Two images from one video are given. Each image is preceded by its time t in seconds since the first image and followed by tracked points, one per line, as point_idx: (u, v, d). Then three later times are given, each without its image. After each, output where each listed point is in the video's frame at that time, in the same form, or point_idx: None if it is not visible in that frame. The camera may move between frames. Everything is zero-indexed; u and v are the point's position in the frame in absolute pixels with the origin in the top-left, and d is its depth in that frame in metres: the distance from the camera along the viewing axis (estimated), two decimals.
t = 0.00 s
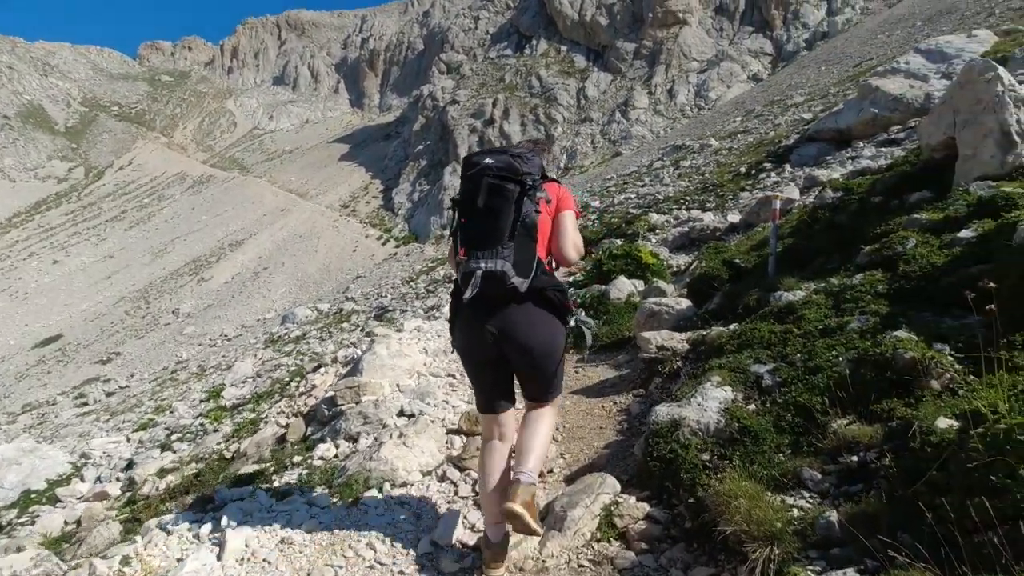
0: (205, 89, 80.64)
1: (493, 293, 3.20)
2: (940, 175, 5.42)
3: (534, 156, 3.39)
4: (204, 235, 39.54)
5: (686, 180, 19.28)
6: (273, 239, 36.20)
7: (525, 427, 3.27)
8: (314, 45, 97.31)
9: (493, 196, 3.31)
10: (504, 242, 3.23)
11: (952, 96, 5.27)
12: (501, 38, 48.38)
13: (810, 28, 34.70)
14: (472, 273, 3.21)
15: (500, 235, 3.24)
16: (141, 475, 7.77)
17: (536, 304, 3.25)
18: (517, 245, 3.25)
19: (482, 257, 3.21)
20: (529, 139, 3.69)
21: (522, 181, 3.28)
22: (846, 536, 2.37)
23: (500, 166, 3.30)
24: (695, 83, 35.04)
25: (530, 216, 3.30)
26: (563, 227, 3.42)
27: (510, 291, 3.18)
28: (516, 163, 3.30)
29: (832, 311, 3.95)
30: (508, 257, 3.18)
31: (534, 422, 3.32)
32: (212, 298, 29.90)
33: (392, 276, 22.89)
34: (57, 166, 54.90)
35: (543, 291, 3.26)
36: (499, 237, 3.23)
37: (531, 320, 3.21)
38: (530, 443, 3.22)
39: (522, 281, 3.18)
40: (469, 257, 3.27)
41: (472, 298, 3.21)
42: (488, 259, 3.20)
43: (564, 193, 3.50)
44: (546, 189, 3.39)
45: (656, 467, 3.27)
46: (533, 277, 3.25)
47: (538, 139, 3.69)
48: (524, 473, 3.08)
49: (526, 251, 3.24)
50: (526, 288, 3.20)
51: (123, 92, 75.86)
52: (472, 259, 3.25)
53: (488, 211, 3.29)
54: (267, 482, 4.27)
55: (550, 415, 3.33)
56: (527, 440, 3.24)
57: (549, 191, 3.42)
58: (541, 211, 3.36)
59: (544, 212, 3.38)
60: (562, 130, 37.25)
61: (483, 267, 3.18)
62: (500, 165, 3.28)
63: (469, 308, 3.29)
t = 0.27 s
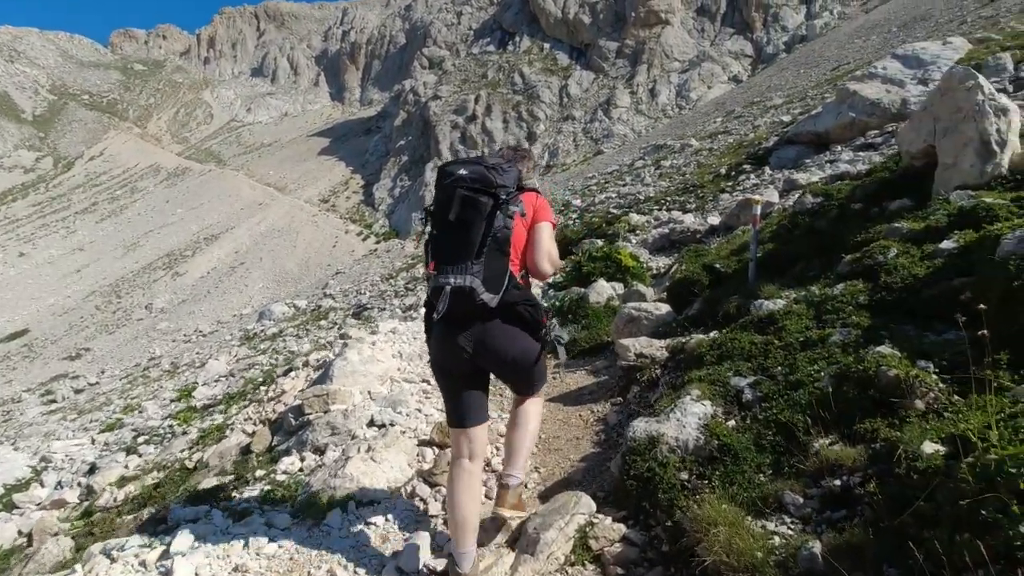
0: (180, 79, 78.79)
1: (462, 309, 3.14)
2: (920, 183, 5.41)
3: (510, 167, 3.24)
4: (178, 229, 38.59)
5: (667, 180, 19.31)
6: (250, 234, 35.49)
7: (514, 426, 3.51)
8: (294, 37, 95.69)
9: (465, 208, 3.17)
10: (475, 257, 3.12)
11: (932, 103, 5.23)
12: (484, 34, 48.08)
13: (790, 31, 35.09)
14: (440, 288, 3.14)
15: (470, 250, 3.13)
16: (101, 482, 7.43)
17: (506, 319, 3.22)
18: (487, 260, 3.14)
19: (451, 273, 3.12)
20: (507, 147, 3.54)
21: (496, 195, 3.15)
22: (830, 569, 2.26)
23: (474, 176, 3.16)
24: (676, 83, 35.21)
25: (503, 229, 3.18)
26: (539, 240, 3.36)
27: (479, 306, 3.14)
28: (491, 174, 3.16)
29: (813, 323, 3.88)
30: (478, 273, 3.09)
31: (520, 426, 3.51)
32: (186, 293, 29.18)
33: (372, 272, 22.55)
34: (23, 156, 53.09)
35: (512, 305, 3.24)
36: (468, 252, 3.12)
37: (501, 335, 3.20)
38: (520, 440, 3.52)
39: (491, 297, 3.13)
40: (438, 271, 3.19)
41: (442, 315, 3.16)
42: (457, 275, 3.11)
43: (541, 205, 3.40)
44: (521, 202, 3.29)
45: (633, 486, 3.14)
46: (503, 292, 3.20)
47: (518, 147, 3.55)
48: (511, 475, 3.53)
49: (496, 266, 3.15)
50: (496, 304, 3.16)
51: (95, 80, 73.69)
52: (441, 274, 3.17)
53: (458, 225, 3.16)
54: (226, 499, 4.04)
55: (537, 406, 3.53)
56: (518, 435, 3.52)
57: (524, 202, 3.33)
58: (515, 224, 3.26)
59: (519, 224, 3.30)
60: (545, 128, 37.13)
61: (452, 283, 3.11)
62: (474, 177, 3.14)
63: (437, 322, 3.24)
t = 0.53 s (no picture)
0: (164, 71, 77.52)
1: (449, 325, 3.01)
2: (911, 189, 5.34)
3: (502, 182, 3.17)
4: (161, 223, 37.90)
5: (656, 180, 19.26)
6: (235, 229, 34.96)
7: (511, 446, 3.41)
8: (281, 31, 94.56)
9: (455, 223, 3.07)
10: (463, 273, 3.00)
11: (927, 109, 5.16)
12: (473, 30, 47.78)
13: (778, 32, 35.23)
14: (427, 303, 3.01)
15: (458, 265, 3.00)
16: (72, 488, 7.16)
17: (494, 337, 3.09)
18: (475, 276, 3.01)
19: (438, 288, 3.00)
20: (497, 158, 3.41)
21: (487, 210, 3.03)
22: None
23: (465, 193, 3.09)
24: (665, 82, 35.22)
25: (493, 245, 3.04)
26: (529, 256, 3.18)
27: (466, 323, 3.00)
28: (483, 190, 3.07)
29: (807, 334, 3.78)
30: (465, 289, 2.97)
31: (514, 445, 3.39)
32: (169, 289, 28.65)
33: (359, 269, 22.29)
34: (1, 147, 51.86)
35: (500, 323, 3.10)
36: (456, 267, 3.00)
37: (489, 353, 3.06)
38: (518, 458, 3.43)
39: (478, 314, 2.99)
40: (425, 286, 3.07)
41: (428, 331, 3.02)
42: (444, 291, 2.98)
43: (534, 220, 3.23)
44: (512, 217, 3.12)
45: (621, 506, 2.99)
46: (491, 309, 3.07)
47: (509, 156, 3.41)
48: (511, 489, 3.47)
49: (484, 283, 3.02)
50: (483, 321, 3.03)
51: (76, 71, 72.25)
52: (428, 289, 3.05)
53: (447, 240, 3.05)
54: (195, 517, 3.84)
55: (530, 422, 3.40)
56: (516, 453, 3.43)
57: (516, 217, 3.16)
58: (505, 240, 3.10)
59: (509, 240, 3.12)
60: (534, 126, 36.96)
61: (439, 299, 2.98)
62: (465, 193, 3.06)
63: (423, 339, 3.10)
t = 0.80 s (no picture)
0: (158, 67, 76.92)
1: (448, 334, 2.94)
2: (913, 190, 5.23)
3: (505, 191, 3.05)
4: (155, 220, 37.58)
5: (652, 179, 19.18)
6: (229, 227, 34.71)
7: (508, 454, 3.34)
8: (276, 27, 93.93)
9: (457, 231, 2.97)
10: (463, 281, 2.92)
11: (929, 108, 5.08)
12: (469, 28, 47.60)
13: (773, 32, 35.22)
14: (426, 310, 2.94)
15: (459, 273, 2.92)
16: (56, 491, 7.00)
17: (492, 346, 3.03)
18: (476, 286, 2.94)
19: (438, 295, 2.92)
20: (499, 166, 3.33)
21: (490, 219, 2.93)
22: None
23: (468, 200, 2.96)
24: (661, 81, 35.16)
25: (494, 255, 2.96)
26: (531, 267, 3.12)
27: (465, 332, 2.94)
28: (486, 199, 2.97)
29: (809, 339, 3.67)
30: (465, 298, 2.90)
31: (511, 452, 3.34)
32: (162, 286, 28.40)
33: (354, 268, 22.11)
34: None
35: (498, 332, 3.04)
36: (456, 275, 2.92)
37: (488, 362, 3.00)
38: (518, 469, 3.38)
39: (477, 323, 2.93)
40: (425, 292, 3.00)
41: (426, 338, 2.96)
42: (444, 299, 2.91)
43: (535, 230, 3.17)
44: (514, 226, 3.04)
45: (618, 518, 2.88)
46: (490, 318, 3.00)
47: (511, 164, 3.33)
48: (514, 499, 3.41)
49: (485, 292, 2.95)
50: (482, 330, 2.97)
51: (68, 67, 71.56)
52: (428, 296, 2.98)
53: (449, 247, 2.95)
54: (175, 528, 3.70)
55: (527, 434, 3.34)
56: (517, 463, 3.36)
57: (518, 227, 3.09)
58: (506, 248, 3.01)
59: (510, 249, 3.04)
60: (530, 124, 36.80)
61: (438, 307, 2.91)
62: (469, 199, 2.95)
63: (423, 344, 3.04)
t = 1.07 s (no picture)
0: (156, 64, 76.59)
1: (453, 322, 2.93)
2: (921, 184, 5.09)
3: (517, 183, 3.07)
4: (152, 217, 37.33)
5: (652, 177, 19.02)
6: (227, 224, 34.51)
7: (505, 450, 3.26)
8: (275, 24, 93.55)
9: (468, 220, 2.98)
10: (470, 270, 2.92)
11: (940, 101, 4.98)
12: (468, 26, 47.37)
13: (773, 31, 35.06)
14: (431, 298, 2.94)
15: (466, 263, 2.92)
16: (43, 490, 6.83)
17: (497, 337, 3.00)
18: (484, 276, 2.93)
19: (445, 283, 2.92)
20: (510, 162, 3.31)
21: (501, 210, 2.95)
22: None
23: (478, 192, 2.99)
24: (661, 80, 34.98)
25: (504, 246, 2.96)
26: (539, 262, 3.10)
27: (470, 321, 2.92)
28: (498, 190, 2.99)
29: (818, 337, 3.51)
30: (472, 287, 2.89)
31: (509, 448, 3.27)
32: (160, 283, 28.22)
33: (352, 265, 21.95)
34: None
35: (503, 322, 3.01)
36: (464, 264, 2.92)
37: (492, 352, 2.97)
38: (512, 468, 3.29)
39: (483, 313, 2.91)
40: (431, 280, 2.99)
41: (431, 326, 2.95)
42: (451, 287, 2.91)
43: (545, 226, 3.17)
44: (525, 219, 3.05)
45: (619, 525, 2.72)
46: (496, 307, 2.98)
47: (520, 157, 3.33)
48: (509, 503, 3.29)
49: (492, 282, 2.93)
50: (488, 320, 2.94)
51: (66, 63, 71.24)
52: (433, 284, 2.97)
53: (458, 238, 2.97)
54: (155, 533, 3.53)
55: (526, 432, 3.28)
56: (512, 464, 3.29)
57: (529, 221, 3.09)
58: (515, 240, 3.01)
59: (520, 242, 3.05)
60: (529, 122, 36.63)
61: (444, 294, 2.91)
62: (479, 190, 2.98)
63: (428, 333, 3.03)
